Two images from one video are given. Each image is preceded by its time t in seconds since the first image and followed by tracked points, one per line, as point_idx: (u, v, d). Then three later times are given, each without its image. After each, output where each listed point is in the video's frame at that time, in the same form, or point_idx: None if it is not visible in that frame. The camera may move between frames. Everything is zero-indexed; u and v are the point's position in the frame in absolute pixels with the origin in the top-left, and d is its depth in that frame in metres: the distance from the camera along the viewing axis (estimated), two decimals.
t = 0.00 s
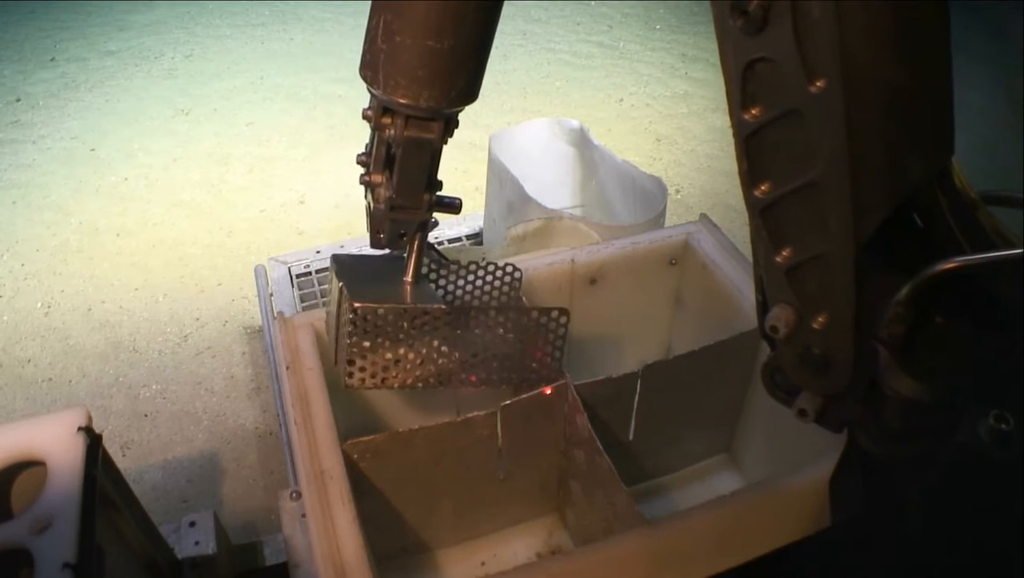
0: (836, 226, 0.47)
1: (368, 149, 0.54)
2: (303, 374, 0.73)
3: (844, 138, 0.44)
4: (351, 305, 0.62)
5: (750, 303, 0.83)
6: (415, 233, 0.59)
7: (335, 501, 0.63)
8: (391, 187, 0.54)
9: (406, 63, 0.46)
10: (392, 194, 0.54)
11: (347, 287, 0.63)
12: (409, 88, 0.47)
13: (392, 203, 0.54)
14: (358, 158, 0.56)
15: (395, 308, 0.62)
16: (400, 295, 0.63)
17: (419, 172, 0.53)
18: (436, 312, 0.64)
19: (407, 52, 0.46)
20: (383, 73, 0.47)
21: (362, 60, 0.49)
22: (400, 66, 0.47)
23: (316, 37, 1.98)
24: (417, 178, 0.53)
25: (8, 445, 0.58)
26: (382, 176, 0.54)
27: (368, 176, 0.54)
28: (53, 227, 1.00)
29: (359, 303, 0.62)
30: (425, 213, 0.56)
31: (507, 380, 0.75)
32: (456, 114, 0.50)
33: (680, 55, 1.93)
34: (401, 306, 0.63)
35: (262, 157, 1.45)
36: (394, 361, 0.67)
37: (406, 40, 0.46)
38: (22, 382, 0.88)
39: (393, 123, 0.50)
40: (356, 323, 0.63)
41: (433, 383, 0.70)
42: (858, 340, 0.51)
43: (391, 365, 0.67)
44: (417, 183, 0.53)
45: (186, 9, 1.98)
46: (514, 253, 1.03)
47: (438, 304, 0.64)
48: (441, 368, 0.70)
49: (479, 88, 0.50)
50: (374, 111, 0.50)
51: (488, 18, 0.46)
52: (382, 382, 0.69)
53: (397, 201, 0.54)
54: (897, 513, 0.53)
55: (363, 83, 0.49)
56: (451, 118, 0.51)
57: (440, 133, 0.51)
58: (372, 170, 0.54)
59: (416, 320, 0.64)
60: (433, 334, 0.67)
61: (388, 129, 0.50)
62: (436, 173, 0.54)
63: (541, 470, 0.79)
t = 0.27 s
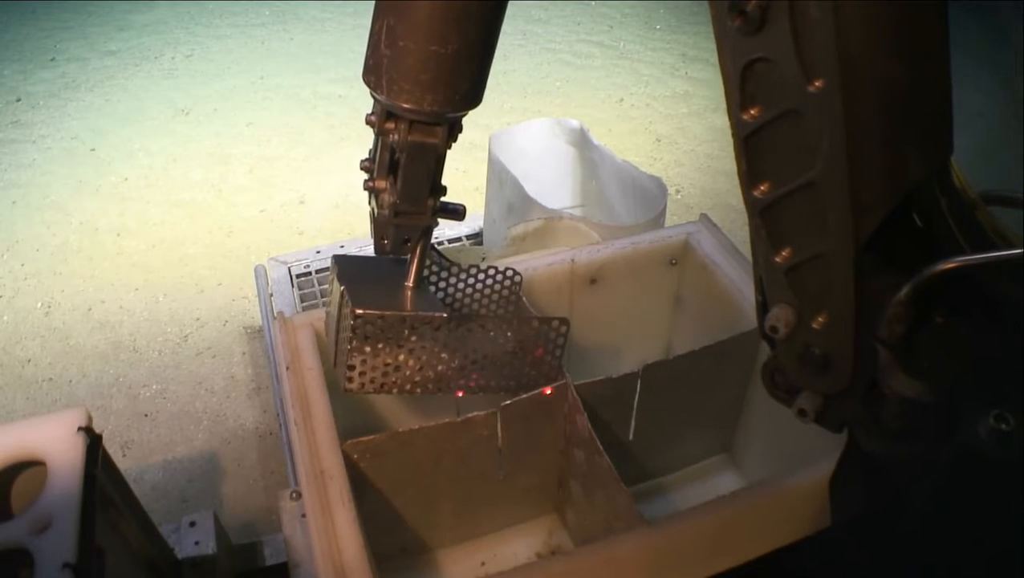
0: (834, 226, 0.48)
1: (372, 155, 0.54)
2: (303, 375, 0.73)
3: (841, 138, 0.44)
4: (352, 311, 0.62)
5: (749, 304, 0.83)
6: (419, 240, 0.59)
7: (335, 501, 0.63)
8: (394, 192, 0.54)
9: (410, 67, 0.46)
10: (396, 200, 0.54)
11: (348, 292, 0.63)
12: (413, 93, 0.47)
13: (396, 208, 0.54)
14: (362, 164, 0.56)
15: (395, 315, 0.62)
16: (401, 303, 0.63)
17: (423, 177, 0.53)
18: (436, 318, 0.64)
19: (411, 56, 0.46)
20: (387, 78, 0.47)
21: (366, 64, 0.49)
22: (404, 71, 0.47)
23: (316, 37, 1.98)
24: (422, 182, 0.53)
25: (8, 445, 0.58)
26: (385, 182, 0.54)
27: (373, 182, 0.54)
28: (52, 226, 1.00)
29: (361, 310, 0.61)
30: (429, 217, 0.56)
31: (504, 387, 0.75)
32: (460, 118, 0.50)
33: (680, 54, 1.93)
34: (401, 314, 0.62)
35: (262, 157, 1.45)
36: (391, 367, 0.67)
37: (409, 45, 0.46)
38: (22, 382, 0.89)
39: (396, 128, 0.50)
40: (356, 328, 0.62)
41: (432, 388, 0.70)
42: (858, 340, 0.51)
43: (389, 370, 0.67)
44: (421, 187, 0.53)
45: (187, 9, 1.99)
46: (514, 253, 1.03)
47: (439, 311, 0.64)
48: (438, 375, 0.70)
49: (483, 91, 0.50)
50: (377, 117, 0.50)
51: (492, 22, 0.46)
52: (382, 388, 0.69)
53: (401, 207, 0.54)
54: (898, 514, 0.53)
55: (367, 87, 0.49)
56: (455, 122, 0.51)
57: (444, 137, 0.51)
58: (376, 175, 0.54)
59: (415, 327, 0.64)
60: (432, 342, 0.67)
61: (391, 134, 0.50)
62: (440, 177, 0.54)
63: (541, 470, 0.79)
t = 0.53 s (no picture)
0: (834, 225, 0.48)
1: (371, 157, 0.54)
2: (303, 375, 0.73)
3: (841, 137, 0.44)
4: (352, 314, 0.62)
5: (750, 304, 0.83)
6: (419, 242, 0.60)
7: (335, 501, 0.63)
8: (394, 195, 0.54)
9: (409, 69, 0.46)
10: (395, 202, 0.54)
11: (348, 295, 0.63)
12: (412, 95, 0.47)
13: (395, 210, 0.55)
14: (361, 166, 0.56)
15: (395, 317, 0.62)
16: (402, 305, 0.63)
17: (422, 179, 0.53)
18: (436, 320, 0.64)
19: (410, 59, 0.46)
20: (386, 80, 0.47)
21: (365, 67, 0.49)
22: (403, 73, 0.47)
23: (317, 37, 1.98)
24: (421, 184, 0.53)
25: (8, 445, 0.58)
26: (384, 184, 0.54)
27: (372, 184, 0.54)
28: (53, 226, 1.00)
29: (361, 313, 0.62)
30: (429, 219, 0.56)
31: (502, 387, 0.74)
32: (459, 120, 0.50)
33: (680, 55, 1.94)
34: (401, 316, 0.62)
35: (262, 157, 1.45)
36: (390, 369, 0.67)
37: (408, 47, 0.46)
38: (22, 382, 0.89)
39: (395, 130, 0.50)
40: (356, 330, 0.63)
41: (432, 391, 0.70)
42: (858, 340, 0.51)
43: (389, 372, 0.67)
44: (420, 189, 0.53)
45: (187, 9, 1.99)
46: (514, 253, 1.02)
47: (438, 313, 0.64)
48: (437, 376, 0.69)
49: (482, 93, 0.50)
50: (376, 119, 0.50)
51: (491, 23, 0.46)
52: (382, 389, 0.68)
53: (400, 209, 0.55)
54: (897, 513, 0.53)
55: (366, 90, 0.49)
56: (454, 125, 0.51)
57: (443, 139, 0.51)
58: (375, 177, 0.54)
59: (415, 329, 0.64)
60: (433, 343, 0.67)
61: (390, 136, 0.50)
62: (439, 179, 0.54)
63: (541, 470, 0.79)
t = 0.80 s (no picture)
0: (833, 226, 0.48)
1: (368, 160, 0.54)
2: (303, 375, 0.73)
3: (839, 138, 0.44)
4: (351, 318, 0.62)
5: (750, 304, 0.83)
6: (417, 245, 0.59)
7: (335, 501, 0.63)
8: (391, 197, 0.54)
9: (406, 72, 0.46)
10: (392, 204, 0.54)
11: (347, 299, 0.64)
12: (409, 98, 0.47)
13: (392, 213, 0.54)
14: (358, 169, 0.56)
15: (395, 321, 0.63)
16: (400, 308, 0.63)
17: (420, 182, 0.53)
18: (436, 322, 0.64)
19: (406, 62, 0.46)
20: (382, 83, 0.47)
21: (361, 70, 0.49)
22: (400, 76, 0.47)
23: (318, 37, 1.98)
24: (418, 187, 0.53)
25: (8, 445, 0.58)
26: (382, 187, 0.54)
27: (369, 187, 0.54)
28: (53, 226, 1.03)
29: (359, 316, 0.62)
30: (427, 221, 0.56)
31: (503, 388, 0.74)
32: (455, 123, 0.50)
33: (680, 55, 1.94)
34: (400, 319, 0.63)
35: (263, 157, 1.45)
36: (390, 371, 0.67)
37: (405, 50, 0.46)
38: (23, 381, 0.90)
39: (392, 133, 0.50)
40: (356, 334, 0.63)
41: (433, 392, 0.69)
42: (859, 339, 0.51)
43: (389, 375, 0.67)
44: (417, 192, 0.53)
45: (187, 9, 1.99)
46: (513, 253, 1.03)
47: (438, 315, 0.64)
48: (437, 378, 0.69)
49: (479, 95, 0.50)
50: (373, 122, 0.50)
51: (488, 25, 0.46)
52: (382, 392, 0.68)
53: (397, 211, 0.54)
54: (898, 514, 0.53)
55: (362, 93, 0.49)
56: (451, 127, 0.51)
57: (440, 142, 0.51)
58: (372, 180, 0.54)
59: (415, 332, 0.64)
60: (433, 345, 0.67)
61: (387, 139, 0.50)
62: (437, 182, 0.54)
63: (541, 470, 0.79)
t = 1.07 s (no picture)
0: (832, 226, 0.48)
1: (366, 162, 0.54)
2: (303, 374, 0.73)
3: (838, 138, 0.44)
4: (351, 322, 0.63)
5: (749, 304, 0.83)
6: (414, 247, 0.59)
7: (335, 501, 0.63)
8: (389, 200, 0.54)
9: (403, 75, 0.46)
10: (391, 207, 0.54)
11: (347, 302, 0.64)
12: (406, 100, 0.47)
13: (390, 216, 0.54)
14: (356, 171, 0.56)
15: (395, 324, 0.63)
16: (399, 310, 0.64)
17: (419, 184, 0.52)
18: (435, 325, 0.64)
19: (404, 64, 0.46)
20: (380, 86, 0.47)
21: (358, 73, 0.49)
22: (398, 79, 0.46)
23: (318, 37, 1.99)
24: (415, 190, 0.53)
25: (7, 445, 0.58)
26: (380, 190, 0.54)
27: (367, 190, 0.54)
28: (53, 226, 1.05)
29: (359, 320, 0.62)
30: (425, 223, 0.56)
31: (503, 389, 0.73)
32: (453, 126, 0.50)
33: (680, 55, 1.94)
34: (400, 323, 0.63)
35: (263, 157, 1.45)
36: (389, 375, 0.67)
37: (402, 53, 0.46)
38: (23, 381, 0.91)
39: (390, 136, 0.50)
40: (355, 338, 0.64)
41: (432, 396, 0.70)
42: (859, 339, 0.51)
43: (389, 378, 0.67)
44: (415, 194, 0.53)
45: (187, 9, 2.00)
46: (513, 253, 1.03)
47: (437, 318, 0.65)
48: (436, 381, 0.69)
49: (477, 97, 0.50)
50: (370, 125, 0.50)
51: (485, 26, 0.46)
52: (382, 395, 0.68)
53: (396, 213, 0.54)
54: (899, 514, 0.53)
55: (360, 96, 0.49)
56: (449, 129, 0.51)
57: (438, 145, 0.51)
58: (370, 182, 0.54)
59: (415, 335, 0.65)
60: (432, 347, 0.67)
61: (385, 142, 0.50)
62: (434, 184, 0.54)
63: (541, 470, 0.79)
